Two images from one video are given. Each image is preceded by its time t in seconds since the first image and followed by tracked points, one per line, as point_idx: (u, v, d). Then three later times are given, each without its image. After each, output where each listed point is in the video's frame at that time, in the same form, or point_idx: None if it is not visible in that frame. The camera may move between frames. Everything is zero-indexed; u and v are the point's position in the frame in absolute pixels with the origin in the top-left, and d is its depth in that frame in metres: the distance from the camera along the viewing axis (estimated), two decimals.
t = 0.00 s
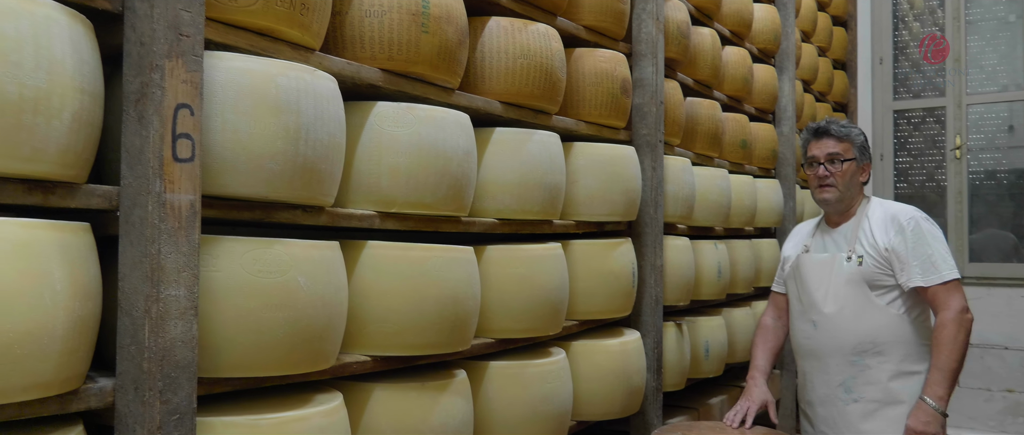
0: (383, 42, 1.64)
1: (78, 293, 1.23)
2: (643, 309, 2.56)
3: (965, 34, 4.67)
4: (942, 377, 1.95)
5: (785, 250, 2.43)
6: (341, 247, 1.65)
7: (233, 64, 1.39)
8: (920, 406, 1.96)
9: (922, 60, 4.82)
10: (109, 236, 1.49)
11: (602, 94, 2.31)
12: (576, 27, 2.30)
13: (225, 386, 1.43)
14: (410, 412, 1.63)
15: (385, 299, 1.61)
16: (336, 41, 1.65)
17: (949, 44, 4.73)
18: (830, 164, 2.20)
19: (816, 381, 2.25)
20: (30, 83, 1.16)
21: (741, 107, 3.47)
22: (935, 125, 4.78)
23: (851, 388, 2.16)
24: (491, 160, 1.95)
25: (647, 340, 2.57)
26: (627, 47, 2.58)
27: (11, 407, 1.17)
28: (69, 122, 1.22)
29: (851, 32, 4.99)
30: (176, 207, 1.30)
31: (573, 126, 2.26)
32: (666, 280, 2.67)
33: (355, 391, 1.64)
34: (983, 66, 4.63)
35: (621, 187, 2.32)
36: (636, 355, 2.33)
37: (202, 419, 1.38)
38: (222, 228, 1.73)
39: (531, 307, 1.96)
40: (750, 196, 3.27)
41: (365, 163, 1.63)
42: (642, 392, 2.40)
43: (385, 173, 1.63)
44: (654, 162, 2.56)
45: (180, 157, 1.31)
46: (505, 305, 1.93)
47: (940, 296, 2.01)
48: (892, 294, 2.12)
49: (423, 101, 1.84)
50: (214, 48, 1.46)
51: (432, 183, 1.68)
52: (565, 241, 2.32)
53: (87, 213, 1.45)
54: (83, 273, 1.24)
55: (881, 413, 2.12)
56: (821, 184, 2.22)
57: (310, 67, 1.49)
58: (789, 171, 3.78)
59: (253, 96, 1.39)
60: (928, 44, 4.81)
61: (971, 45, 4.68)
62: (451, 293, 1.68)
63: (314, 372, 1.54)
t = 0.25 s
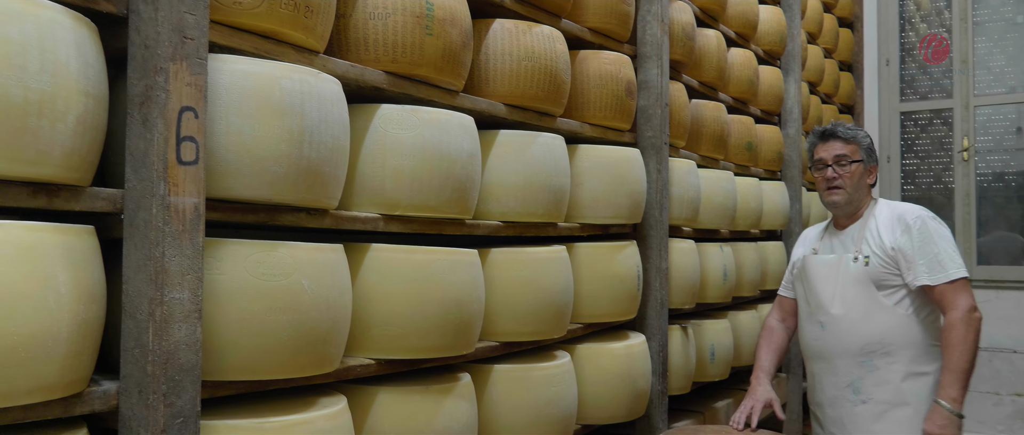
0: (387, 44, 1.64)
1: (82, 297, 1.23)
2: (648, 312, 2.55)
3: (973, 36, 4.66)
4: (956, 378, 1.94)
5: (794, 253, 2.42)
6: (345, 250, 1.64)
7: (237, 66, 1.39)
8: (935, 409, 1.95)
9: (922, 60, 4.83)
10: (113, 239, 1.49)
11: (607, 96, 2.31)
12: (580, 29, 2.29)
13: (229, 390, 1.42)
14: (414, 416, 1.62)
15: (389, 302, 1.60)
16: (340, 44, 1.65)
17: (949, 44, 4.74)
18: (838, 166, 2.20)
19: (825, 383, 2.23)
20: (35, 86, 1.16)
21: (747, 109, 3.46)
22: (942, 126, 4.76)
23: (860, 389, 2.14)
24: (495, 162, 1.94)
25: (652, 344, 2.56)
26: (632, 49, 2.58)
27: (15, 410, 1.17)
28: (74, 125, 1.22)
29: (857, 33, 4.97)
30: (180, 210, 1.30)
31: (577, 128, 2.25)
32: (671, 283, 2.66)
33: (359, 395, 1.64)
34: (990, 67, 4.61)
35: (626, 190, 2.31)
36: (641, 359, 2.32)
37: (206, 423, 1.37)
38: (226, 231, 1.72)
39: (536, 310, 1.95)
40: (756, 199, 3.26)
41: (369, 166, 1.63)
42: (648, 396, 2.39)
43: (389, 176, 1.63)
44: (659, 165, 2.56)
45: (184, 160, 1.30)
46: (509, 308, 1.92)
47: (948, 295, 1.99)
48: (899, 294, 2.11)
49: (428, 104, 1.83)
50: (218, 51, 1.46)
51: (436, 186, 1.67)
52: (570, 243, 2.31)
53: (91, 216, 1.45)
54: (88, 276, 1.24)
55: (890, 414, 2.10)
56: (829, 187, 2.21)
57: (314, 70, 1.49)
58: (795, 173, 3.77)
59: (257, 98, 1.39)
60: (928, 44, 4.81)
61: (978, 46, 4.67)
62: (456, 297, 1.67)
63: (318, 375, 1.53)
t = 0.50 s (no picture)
0: (392, 46, 1.64)
1: (87, 300, 1.22)
2: (653, 315, 2.54)
3: (981, 37, 4.63)
4: (981, 386, 1.83)
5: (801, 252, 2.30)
6: (350, 253, 1.64)
7: (242, 69, 1.39)
8: (962, 417, 1.84)
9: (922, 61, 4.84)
10: (117, 242, 1.49)
11: (612, 98, 2.30)
12: (585, 31, 2.29)
13: (233, 393, 1.42)
14: (418, 419, 1.62)
15: (394, 305, 1.60)
16: (344, 46, 1.65)
17: (949, 44, 4.75)
18: (852, 168, 2.05)
19: (835, 386, 2.12)
20: (41, 90, 1.16)
21: (752, 111, 3.45)
22: (950, 128, 4.74)
23: (873, 393, 2.03)
24: (500, 165, 1.94)
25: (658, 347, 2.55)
26: (637, 51, 2.57)
27: (19, 414, 1.16)
28: (79, 128, 1.22)
29: (863, 35, 4.96)
30: (185, 213, 1.30)
31: (582, 130, 2.25)
32: (676, 286, 2.65)
33: (363, 398, 1.63)
34: (998, 69, 4.59)
35: (631, 192, 2.30)
36: (646, 362, 2.31)
37: (210, 426, 1.37)
38: (230, 234, 1.72)
39: (540, 313, 1.94)
40: (762, 201, 3.25)
41: (373, 168, 1.62)
42: (653, 399, 2.38)
43: (393, 178, 1.63)
44: (664, 167, 2.55)
45: (188, 163, 1.30)
46: (513, 312, 1.92)
47: (966, 299, 1.89)
48: (915, 297, 1.98)
49: (432, 106, 1.83)
50: (223, 53, 1.46)
51: (440, 188, 1.67)
52: (575, 246, 2.31)
53: (96, 219, 1.44)
54: (92, 279, 1.24)
55: (904, 419, 2.00)
56: (842, 189, 2.06)
57: (318, 73, 1.48)
58: (801, 175, 3.75)
59: (262, 101, 1.39)
60: (928, 44, 4.81)
61: (986, 47, 4.64)
62: (460, 300, 1.67)
63: (322, 378, 1.53)
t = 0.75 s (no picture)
0: (396, 48, 1.64)
1: (92, 302, 1.22)
2: (659, 317, 2.54)
3: (989, 37, 4.60)
4: (1007, 394, 1.80)
5: (808, 254, 2.22)
6: (355, 255, 1.64)
7: (246, 71, 1.39)
8: (990, 426, 1.80)
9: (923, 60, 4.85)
10: (123, 244, 1.49)
11: (618, 99, 2.29)
12: (590, 32, 2.28)
13: (238, 395, 1.42)
14: (423, 422, 1.62)
15: (398, 307, 1.59)
16: (348, 47, 1.65)
17: (949, 44, 4.74)
18: (870, 166, 2.00)
19: (847, 391, 2.05)
20: (46, 92, 1.16)
21: (759, 112, 3.44)
22: (958, 129, 4.71)
23: (889, 399, 1.96)
24: (504, 166, 1.93)
25: (663, 349, 2.54)
26: (642, 52, 2.56)
27: (25, 416, 1.16)
28: (84, 129, 1.22)
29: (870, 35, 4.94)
30: (190, 215, 1.29)
31: (587, 132, 2.24)
32: (682, 288, 2.64)
33: (368, 401, 1.63)
34: (1007, 69, 4.54)
35: (636, 194, 2.30)
36: (652, 364, 2.31)
37: (215, 428, 1.37)
38: (236, 236, 1.73)
39: (545, 315, 1.94)
40: (768, 203, 3.24)
41: (378, 170, 1.62)
42: (659, 402, 2.37)
43: (398, 180, 1.62)
44: (670, 169, 2.54)
45: (193, 165, 1.30)
46: (518, 314, 1.91)
47: (987, 305, 1.87)
48: (933, 301, 1.94)
49: (437, 108, 1.83)
50: (228, 55, 1.46)
51: (445, 190, 1.66)
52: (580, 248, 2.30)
53: (102, 220, 1.45)
54: (98, 281, 1.24)
55: (921, 425, 1.94)
56: (858, 187, 2.00)
57: (323, 74, 1.48)
58: (808, 177, 3.74)
59: (267, 103, 1.39)
60: (928, 44, 4.81)
61: (994, 47, 4.60)
62: (465, 302, 1.66)
63: (327, 381, 1.52)
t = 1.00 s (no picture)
0: (400, 49, 1.63)
1: (96, 303, 1.22)
2: (664, 319, 2.53)
3: (996, 37, 4.57)
4: None
5: (820, 253, 2.18)
6: (358, 257, 1.64)
7: (250, 72, 1.38)
8: None
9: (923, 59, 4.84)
10: (127, 245, 1.49)
11: (622, 100, 2.29)
12: (595, 32, 2.28)
13: (242, 397, 1.42)
14: (426, 423, 1.61)
15: (402, 309, 1.59)
16: (352, 48, 1.64)
17: (948, 44, 4.72)
18: (892, 162, 1.97)
19: (858, 396, 2.02)
20: (51, 93, 1.16)
21: (764, 113, 3.43)
22: (965, 130, 4.69)
23: (902, 406, 1.94)
24: (508, 167, 1.93)
25: (668, 351, 2.53)
26: (647, 52, 2.56)
27: (28, 417, 1.16)
28: (89, 131, 1.21)
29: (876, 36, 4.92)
30: (193, 216, 1.29)
31: (591, 133, 2.24)
32: (687, 289, 2.63)
33: (372, 403, 1.62)
34: (1014, 69, 4.53)
35: (641, 195, 2.29)
36: (656, 366, 2.30)
37: (219, 430, 1.37)
38: (239, 237, 1.72)
39: (550, 317, 1.93)
40: (773, 204, 3.23)
41: (381, 171, 1.62)
42: (663, 404, 2.36)
43: (402, 181, 1.62)
44: (675, 170, 2.53)
45: (197, 166, 1.30)
46: (522, 315, 1.91)
47: (1006, 315, 1.86)
48: (951, 307, 1.91)
49: (441, 108, 1.82)
50: (232, 56, 1.46)
51: (449, 191, 1.66)
52: (585, 249, 2.30)
53: (105, 222, 1.44)
54: (102, 282, 1.24)
55: (933, 433, 1.92)
56: (879, 183, 1.98)
57: (327, 75, 1.48)
58: (813, 178, 3.73)
59: (270, 104, 1.39)
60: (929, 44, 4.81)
61: (1001, 47, 4.58)
62: (469, 304, 1.66)
63: (330, 383, 1.52)
